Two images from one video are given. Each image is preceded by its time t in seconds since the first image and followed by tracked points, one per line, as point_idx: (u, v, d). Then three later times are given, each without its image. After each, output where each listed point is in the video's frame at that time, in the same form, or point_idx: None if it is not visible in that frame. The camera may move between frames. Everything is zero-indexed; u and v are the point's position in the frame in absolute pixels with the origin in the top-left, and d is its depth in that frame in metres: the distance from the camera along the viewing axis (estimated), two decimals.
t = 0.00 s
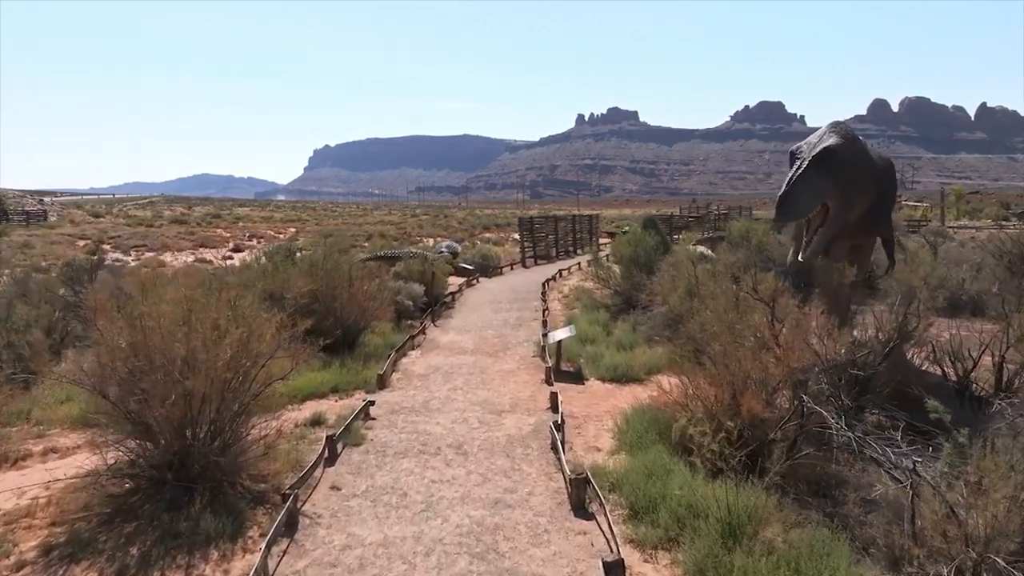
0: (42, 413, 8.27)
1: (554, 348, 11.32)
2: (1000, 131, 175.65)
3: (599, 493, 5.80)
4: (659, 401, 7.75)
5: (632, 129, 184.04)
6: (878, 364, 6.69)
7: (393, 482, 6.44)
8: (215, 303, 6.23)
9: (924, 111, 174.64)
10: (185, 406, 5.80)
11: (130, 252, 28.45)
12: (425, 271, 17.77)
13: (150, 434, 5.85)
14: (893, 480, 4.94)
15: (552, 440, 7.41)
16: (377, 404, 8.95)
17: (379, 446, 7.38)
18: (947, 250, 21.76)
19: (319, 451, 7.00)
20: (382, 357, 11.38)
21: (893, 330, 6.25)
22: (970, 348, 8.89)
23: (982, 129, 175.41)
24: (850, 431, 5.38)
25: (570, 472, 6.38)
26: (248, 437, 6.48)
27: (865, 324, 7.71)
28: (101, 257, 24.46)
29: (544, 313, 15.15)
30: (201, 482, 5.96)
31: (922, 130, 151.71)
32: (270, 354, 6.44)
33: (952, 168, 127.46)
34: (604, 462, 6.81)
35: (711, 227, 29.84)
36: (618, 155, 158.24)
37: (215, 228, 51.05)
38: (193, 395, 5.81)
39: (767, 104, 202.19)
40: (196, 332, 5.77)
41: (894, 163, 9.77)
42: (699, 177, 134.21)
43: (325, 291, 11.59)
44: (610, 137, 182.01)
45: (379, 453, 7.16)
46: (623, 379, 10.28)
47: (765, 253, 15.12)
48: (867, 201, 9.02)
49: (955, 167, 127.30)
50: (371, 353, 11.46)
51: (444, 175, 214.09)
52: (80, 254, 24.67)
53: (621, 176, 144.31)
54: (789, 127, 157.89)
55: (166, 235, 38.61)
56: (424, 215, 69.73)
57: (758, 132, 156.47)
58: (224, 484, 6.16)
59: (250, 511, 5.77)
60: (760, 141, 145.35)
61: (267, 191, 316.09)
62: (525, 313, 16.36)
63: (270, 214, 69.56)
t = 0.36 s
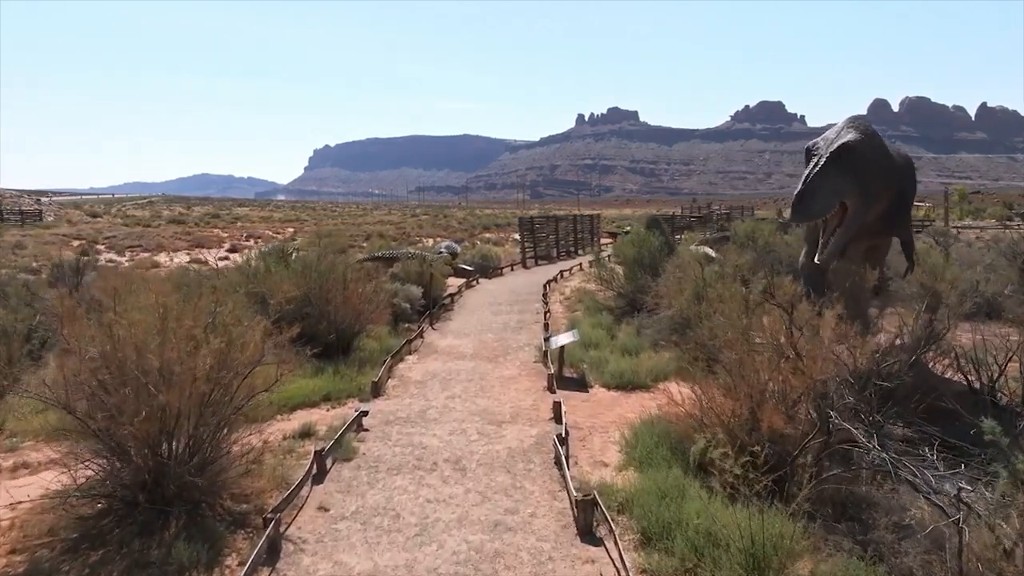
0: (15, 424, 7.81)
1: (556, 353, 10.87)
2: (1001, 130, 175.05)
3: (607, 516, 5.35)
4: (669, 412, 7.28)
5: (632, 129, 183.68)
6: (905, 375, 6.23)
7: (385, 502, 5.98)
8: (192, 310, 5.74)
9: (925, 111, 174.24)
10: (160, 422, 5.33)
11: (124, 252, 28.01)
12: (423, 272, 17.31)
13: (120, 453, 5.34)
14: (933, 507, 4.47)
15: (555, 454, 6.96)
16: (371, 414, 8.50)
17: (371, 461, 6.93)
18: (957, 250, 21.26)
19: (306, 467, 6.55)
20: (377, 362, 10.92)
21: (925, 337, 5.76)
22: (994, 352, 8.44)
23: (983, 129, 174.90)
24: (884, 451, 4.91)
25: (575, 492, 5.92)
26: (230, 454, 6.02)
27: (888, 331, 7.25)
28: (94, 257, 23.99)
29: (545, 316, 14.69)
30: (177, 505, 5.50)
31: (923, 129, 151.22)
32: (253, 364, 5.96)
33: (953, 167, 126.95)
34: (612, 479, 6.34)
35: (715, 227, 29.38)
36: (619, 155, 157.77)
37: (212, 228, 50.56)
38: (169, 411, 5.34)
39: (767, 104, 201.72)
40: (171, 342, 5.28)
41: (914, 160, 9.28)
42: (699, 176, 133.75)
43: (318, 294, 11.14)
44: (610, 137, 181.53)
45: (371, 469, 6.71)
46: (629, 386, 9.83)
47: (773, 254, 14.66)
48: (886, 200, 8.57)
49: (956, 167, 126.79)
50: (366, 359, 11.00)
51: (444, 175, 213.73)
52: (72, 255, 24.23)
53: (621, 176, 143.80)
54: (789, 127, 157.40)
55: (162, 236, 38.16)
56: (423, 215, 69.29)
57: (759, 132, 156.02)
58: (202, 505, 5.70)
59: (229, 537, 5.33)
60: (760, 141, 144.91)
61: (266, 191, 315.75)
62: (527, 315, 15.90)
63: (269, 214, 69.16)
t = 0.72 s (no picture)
0: None
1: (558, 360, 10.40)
2: (1002, 130, 174.51)
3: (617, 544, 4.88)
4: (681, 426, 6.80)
5: (632, 129, 183.15)
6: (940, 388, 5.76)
7: (376, 526, 5.53)
8: (166, 318, 5.25)
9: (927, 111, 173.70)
10: (128, 443, 4.86)
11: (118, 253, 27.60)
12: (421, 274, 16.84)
13: (84, 475, 4.85)
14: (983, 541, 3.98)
15: (559, 472, 6.50)
16: (363, 425, 8.03)
17: (361, 479, 6.47)
18: (968, 251, 20.75)
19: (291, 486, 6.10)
20: (372, 369, 10.45)
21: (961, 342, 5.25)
22: (1019, 358, 7.97)
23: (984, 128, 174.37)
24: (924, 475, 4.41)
25: (581, 515, 5.45)
26: (208, 474, 5.54)
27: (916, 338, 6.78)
28: (85, 258, 23.53)
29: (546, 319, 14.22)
30: (147, 532, 5.03)
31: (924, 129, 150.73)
32: (233, 377, 5.47)
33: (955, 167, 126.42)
34: (621, 500, 5.87)
35: (718, 228, 28.90)
36: (618, 155, 157.26)
37: (210, 228, 50.10)
38: (138, 430, 4.87)
39: (768, 104, 201.32)
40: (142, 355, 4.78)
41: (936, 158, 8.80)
42: (700, 176, 133.25)
43: (310, 297, 10.68)
44: (610, 137, 181.05)
45: (362, 488, 6.26)
46: (635, 395, 9.36)
47: (780, 257, 14.20)
48: (908, 200, 8.10)
49: (957, 166, 126.24)
50: (359, 365, 10.54)
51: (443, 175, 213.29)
52: (64, 255, 23.79)
53: (621, 176, 143.30)
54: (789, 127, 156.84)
55: (157, 236, 37.70)
56: (423, 215, 68.84)
57: (759, 132, 155.55)
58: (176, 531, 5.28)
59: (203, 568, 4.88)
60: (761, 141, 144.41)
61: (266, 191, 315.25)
62: (527, 318, 15.44)
63: (267, 213, 68.63)
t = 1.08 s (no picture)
0: None
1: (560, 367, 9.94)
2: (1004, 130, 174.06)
3: None
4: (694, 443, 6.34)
5: (632, 129, 182.74)
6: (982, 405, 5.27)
7: (364, 555, 5.08)
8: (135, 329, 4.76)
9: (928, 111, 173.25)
10: (89, 467, 4.36)
11: (111, 253, 27.27)
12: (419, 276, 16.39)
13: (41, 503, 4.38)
14: None
15: (562, 492, 6.04)
16: (354, 439, 7.57)
17: (350, 499, 6.01)
18: (978, 251, 20.28)
19: (273, 509, 5.67)
20: (365, 376, 10.00)
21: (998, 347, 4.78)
22: None
23: (986, 128, 173.92)
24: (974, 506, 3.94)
25: (588, 545, 4.98)
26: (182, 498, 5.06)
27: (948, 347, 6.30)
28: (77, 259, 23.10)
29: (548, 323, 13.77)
30: (110, 564, 4.55)
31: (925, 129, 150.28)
32: (207, 392, 4.99)
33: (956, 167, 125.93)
34: (630, 525, 5.41)
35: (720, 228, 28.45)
36: (618, 155, 156.81)
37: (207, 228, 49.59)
38: (100, 453, 4.38)
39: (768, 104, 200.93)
40: (101, 370, 4.30)
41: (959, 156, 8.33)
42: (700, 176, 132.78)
43: (301, 301, 10.23)
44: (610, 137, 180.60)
45: (350, 510, 5.80)
46: (641, 405, 8.90)
47: (789, 258, 13.74)
48: (932, 200, 7.63)
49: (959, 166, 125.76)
50: (352, 372, 10.09)
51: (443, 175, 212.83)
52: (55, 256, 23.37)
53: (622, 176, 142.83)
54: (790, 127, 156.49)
55: (152, 236, 37.24)
56: (422, 215, 68.40)
57: (760, 132, 155.12)
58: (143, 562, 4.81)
59: None
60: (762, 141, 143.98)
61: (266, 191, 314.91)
62: (528, 321, 14.99)
63: (265, 213, 68.26)
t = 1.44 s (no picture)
0: None
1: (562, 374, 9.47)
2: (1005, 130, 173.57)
3: None
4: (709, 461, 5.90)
5: (632, 129, 182.29)
6: None
7: None
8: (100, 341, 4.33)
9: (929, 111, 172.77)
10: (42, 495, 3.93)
11: (105, 254, 26.88)
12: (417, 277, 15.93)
13: None
14: None
15: (567, 514, 5.60)
16: (344, 452, 7.13)
17: (338, 522, 5.57)
18: (988, 251, 19.80)
19: (254, 533, 5.23)
20: (359, 383, 9.54)
21: None
22: None
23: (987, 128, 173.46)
24: None
25: None
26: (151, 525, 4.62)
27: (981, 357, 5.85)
28: (68, 260, 22.64)
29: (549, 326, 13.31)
30: None
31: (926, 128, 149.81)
32: (180, 409, 4.56)
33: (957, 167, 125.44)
34: (642, 553, 4.98)
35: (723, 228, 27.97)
36: (618, 155, 156.35)
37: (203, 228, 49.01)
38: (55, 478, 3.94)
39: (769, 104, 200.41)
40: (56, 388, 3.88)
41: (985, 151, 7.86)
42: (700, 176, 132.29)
43: (292, 305, 9.79)
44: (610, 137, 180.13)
45: (337, 534, 5.36)
46: (649, 415, 8.44)
47: (798, 259, 13.27)
48: (957, 199, 7.18)
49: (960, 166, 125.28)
50: (345, 379, 9.63)
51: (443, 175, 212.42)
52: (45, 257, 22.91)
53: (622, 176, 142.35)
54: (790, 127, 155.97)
55: (147, 237, 36.78)
56: (421, 214, 67.92)
57: (760, 133, 154.69)
58: None
59: None
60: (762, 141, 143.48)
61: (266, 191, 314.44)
62: (528, 324, 14.53)
63: (263, 213, 67.73)
